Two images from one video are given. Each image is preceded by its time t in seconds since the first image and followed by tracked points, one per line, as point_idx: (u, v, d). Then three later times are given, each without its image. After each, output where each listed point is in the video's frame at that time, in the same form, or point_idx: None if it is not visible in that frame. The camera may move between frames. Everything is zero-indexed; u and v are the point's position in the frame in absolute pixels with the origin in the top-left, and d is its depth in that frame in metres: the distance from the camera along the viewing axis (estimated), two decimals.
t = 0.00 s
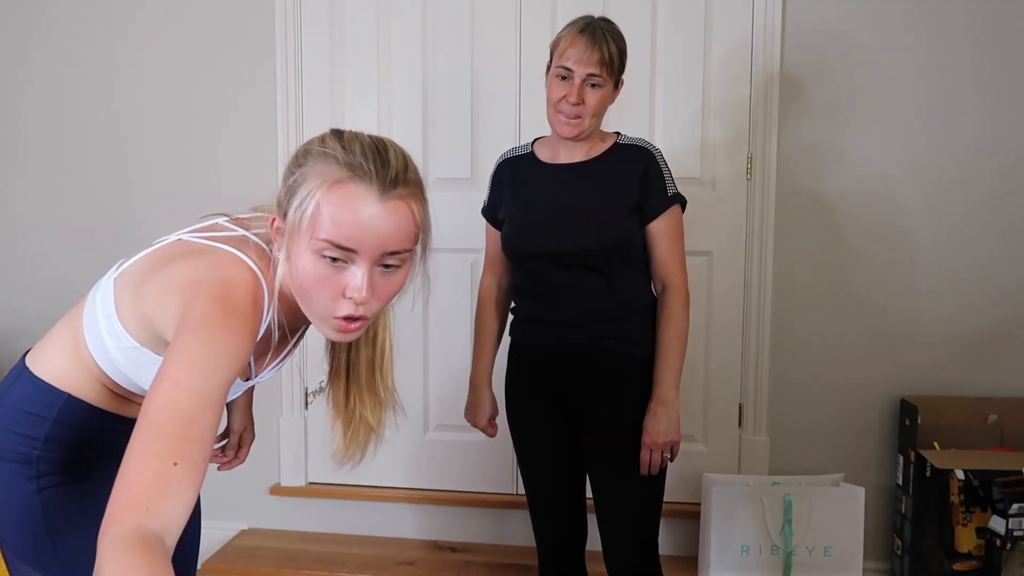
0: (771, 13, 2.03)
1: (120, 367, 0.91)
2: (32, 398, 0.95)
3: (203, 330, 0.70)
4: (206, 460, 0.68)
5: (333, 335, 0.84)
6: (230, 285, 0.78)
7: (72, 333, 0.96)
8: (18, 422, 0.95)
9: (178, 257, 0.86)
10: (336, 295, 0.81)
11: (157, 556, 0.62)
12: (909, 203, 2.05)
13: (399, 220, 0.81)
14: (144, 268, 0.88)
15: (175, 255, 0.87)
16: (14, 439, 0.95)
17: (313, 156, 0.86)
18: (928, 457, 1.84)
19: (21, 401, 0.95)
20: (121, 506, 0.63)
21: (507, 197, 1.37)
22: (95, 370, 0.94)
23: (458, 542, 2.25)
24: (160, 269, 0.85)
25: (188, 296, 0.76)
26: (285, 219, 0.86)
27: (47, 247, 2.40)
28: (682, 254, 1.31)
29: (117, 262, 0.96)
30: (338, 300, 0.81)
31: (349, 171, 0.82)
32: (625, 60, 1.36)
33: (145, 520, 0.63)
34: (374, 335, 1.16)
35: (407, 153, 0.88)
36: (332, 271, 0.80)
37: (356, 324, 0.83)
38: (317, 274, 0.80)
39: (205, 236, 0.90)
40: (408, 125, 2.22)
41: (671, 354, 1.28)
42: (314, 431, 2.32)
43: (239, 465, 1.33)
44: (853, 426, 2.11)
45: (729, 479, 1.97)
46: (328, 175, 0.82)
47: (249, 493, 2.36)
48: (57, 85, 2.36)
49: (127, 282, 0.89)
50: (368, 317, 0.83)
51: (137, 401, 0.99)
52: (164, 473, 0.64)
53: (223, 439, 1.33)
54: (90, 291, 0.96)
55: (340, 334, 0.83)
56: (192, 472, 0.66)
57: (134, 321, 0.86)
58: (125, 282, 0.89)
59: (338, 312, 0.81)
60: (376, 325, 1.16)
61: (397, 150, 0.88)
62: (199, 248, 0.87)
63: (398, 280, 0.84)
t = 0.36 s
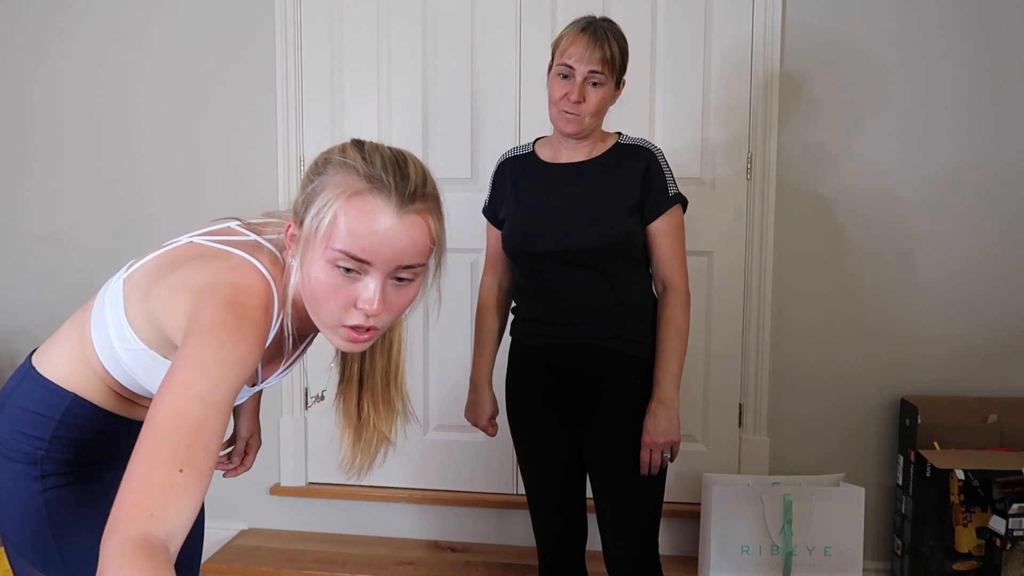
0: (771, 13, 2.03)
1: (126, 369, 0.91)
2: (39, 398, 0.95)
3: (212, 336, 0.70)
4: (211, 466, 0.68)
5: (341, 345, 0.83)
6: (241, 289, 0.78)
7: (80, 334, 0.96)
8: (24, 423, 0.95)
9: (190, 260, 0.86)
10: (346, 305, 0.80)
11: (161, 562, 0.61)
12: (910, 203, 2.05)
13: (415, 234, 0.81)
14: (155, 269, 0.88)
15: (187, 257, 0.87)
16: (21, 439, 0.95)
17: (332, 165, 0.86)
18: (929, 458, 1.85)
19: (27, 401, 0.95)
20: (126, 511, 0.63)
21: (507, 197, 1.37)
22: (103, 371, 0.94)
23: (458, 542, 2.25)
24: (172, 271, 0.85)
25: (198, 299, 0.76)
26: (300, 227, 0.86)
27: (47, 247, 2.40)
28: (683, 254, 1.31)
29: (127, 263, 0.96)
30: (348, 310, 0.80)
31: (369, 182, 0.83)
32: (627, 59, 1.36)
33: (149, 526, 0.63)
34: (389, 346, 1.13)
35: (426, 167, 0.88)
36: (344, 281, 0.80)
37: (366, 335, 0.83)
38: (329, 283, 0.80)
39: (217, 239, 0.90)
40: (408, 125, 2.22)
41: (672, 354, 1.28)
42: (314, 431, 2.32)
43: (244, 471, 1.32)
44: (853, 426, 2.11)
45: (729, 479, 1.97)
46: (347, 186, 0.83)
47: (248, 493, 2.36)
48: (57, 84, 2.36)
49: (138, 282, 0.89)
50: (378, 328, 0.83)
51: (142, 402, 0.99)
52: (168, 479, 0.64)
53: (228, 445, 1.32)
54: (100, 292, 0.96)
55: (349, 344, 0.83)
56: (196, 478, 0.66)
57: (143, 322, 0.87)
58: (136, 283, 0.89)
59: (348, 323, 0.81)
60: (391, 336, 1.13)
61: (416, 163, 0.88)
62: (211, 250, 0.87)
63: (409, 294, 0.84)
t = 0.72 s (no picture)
0: (771, 12, 2.03)
1: (130, 371, 0.91)
2: (44, 397, 0.95)
3: (214, 339, 0.70)
4: (217, 467, 0.67)
5: (343, 349, 0.84)
6: (243, 292, 0.78)
7: (85, 335, 0.96)
8: (30, 422, 0.96)
9: (192, 262, 0.86)
10: (347, 308, 0.80)
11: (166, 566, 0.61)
12: (910, 203, 2.05)
13: (415, 235, 0.81)
14: (159, 272, 0.88)
15: (190, 259, 0.87)
16: (26, 438, 0.95)
17: (332, 166, 0.86)
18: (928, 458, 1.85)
19: (33, 400, 0.96)
20: (132, 515, 0.63)
21: (508, 198, 1.37)
22: (107, 370, 0.94)
23: (458, 542, 2.25)
24: (175, 274, 0.85)
25: (201, 302, 0.76)
26: (300, 229, 0.86)
27: (47, 247, 2.40)
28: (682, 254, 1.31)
29: (132, 265, 0.96)
30: (349, 313, 0.81)
31: (369, 183, 0.83)
32: (621, 54, 1.36)
33: (153, 530, 0.63)
34: (396, 349, 1.13)
35: (427, 166, 0.88)
36: (345, 284, 0.80)
37: (366, 340, 0.83)
38: (330, 286, 0.80)
39: (221, 242, 0.90)
40: (409, 125, 2.22)
41: (673, 354, 1.28)
42: (314, 431, 2.32)
43: (255, 474, 1.32)
44: (853, 426, 2.11)
45: (729, 478, 1.97)
46: (347, 187, 0.83)
47: (249, 493, 2.36)
48: (57, 84, 2.36)
49: (142, 285, 0.89)
50: (380, 331, 0.83)
51: (147, 404, 0.99)
52: (172, 482, 0.64)
53: (240, 446, 1.32)
54: (105, 293, 0.96)
55: (351, 348, 0.83)
56: (201, 480, 0.65)
57: (146, 325, 0.87)
58: (140, 285, 0.89)
59: (349, 325, 0.81)
60: (398, 339, 1.13)
61: (416, 163, 0.88)
62: (214, 253, 0.87)
63: (411, 296, 0.84)
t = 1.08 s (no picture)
0: (771, 12, 2.02)
1: (131, 372, 0.91)
2: (46, 397, 0.96)
3: (211, 341, 0.70)
4: (211, 470, 0.67)
5: (341, 351, 0.84)
6: (241, 293, 0.78)
7: (87, 335, 0.97)
8: (33, 421, 0.96)
9: (192, 263, 0.86)
10: (344, 311, 0.81)
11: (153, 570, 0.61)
12: (909, 203, 2.05)
13: (412, 237, 0.81)
14: (159, 273, 0.88)
15: (190, 261, 0.87)
16: (28, 438, 0.95)
17: (328, 167, 0.86)
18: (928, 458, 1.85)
19: (36, 400, 0.96)
20: (123, 516, 0.63)
21: (506, 198, 1.36)
22: (108, 372, 0.94)
23: (458, 542, 2.25)
24: (174, 275, 0.85)
25: (200, 304, 0.76)
26: (297, 231, 0.86)
27: (47, 247, 2.41)
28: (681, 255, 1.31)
29: (133, 265, 0.96)
30: (346, 316, 0.81)
31: (364, 185, 0.82)
32: (616, 52, 1.36)
33: (143, 532, 0.63)
34: (394, 350, 1.13)
35: (424, 168, 0.88)
36: (342, 287, 0.80)
37: (365, 344, 0.83)
38: (326, 289, 0.80)
39: (221, 243, 0.90)
40: (409, 125, 2.22)
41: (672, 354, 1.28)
42: (315, 431, 2.32)
43: (261, 473, 1.33)
44: (854, 425, 2.11)
45: (729, 478, 1.97)
46: (343, 189, 0.82)
47: (249, 493, 2.36)
48: (57, 86, 2.36)
49: (142, 286, 0.89)
50: (377, 334, 0.83)
51: (148, 404, 0.99)
52: (162, 485, 0.64)
53: (245, 446, 1.33)
54: (106, 294, 0.96)
55: (349, 350, 0.83)
56: (193, 483, 0.65)
57: (146, 326, 0.87)
58: (140, 286, 0.89)
59: (346, 329, 0.81)
60: (396, 340, 1.13)
61: (413, 164, 0.88)
62: (213, 254, 0.87)
63: (408, 298, 0.84)
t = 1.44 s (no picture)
0: (771, 12, 2.02)
1: (132, 372, 0.91)
2: (47, 397, 0.96)
3: (212, 340, 0.70)
4: (209, 469, 0.67)
5: (342, 353, 0.84)
6: (244, 293, 0.78)
7: (88, 335, 0.97)
8: (34, 421, 0.96)
9: (194, 263, 0.86)
10: (346, 313, 0.80)
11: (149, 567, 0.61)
12: (909, 203, 2.05)
13: (415, 241, 0.81)
14: (160, 273, 0.88)
15: (192, 260, 0.87)
16: (29, 437, 0.95)
17: (332, 169, 0.86)
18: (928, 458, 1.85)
19: (37, 400, 0.96)
20: (120, 512, 0.63)
21: (504, 198, 1.36)
22: (110, 372, 0.94)
23: (458, 542, 2.25)
24: (176, 275, 0.85)
25: (201, 304, 0.76)
26: (300, 232, 0.86)
27: (47, 247, 2.41)
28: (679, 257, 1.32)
29: (135, 265, 0.96)
30: (348, 318, 0.81)
31: (368, 188, 0.83)
32: (611, 51, 1.36)
33: (140, 529, 0.63)
34: (396, 352, 1.13)
35: (427, 170, 0.89)
36: (344, 289, 0.80)
37: (366, 344, 0.83)
38: (328, 291, 0.80)
39: (223, 243, 0.90)
40: (409, 125, 2.22)
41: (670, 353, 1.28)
42: (315, 431, 2.32)
43: (262, 474, 1.33)
44: (854, 425, 2.11)
45: (729, 478, 1.97)
46: (346, 192, 0.83)
47: (249, 494, 2.36)
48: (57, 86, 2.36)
49: (143, 286, 0.89)
50: (379, 336, 0.83)
51: (148, 404, 0.99)
52: (160, 482, 0.64)
53: (245, 447, 1.33)
54: (108, 293, 0.96)
55: (350, 352, 0.83)
56: (191, 481, 0.65)
57: (146, 325, 0.87)
58: (141, 286, 0.89)
59: (348, 330, 0.81)
60: (397, 342, 1.12)
61: (416, 166, 0.88)
62: (216, 254, 0.87)
63: (410, 301, 0.84)
